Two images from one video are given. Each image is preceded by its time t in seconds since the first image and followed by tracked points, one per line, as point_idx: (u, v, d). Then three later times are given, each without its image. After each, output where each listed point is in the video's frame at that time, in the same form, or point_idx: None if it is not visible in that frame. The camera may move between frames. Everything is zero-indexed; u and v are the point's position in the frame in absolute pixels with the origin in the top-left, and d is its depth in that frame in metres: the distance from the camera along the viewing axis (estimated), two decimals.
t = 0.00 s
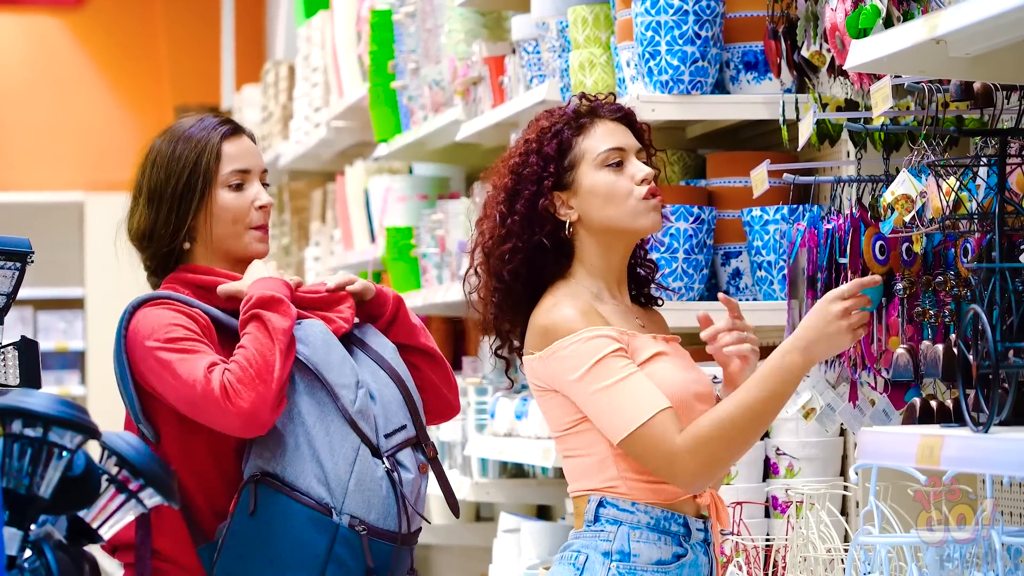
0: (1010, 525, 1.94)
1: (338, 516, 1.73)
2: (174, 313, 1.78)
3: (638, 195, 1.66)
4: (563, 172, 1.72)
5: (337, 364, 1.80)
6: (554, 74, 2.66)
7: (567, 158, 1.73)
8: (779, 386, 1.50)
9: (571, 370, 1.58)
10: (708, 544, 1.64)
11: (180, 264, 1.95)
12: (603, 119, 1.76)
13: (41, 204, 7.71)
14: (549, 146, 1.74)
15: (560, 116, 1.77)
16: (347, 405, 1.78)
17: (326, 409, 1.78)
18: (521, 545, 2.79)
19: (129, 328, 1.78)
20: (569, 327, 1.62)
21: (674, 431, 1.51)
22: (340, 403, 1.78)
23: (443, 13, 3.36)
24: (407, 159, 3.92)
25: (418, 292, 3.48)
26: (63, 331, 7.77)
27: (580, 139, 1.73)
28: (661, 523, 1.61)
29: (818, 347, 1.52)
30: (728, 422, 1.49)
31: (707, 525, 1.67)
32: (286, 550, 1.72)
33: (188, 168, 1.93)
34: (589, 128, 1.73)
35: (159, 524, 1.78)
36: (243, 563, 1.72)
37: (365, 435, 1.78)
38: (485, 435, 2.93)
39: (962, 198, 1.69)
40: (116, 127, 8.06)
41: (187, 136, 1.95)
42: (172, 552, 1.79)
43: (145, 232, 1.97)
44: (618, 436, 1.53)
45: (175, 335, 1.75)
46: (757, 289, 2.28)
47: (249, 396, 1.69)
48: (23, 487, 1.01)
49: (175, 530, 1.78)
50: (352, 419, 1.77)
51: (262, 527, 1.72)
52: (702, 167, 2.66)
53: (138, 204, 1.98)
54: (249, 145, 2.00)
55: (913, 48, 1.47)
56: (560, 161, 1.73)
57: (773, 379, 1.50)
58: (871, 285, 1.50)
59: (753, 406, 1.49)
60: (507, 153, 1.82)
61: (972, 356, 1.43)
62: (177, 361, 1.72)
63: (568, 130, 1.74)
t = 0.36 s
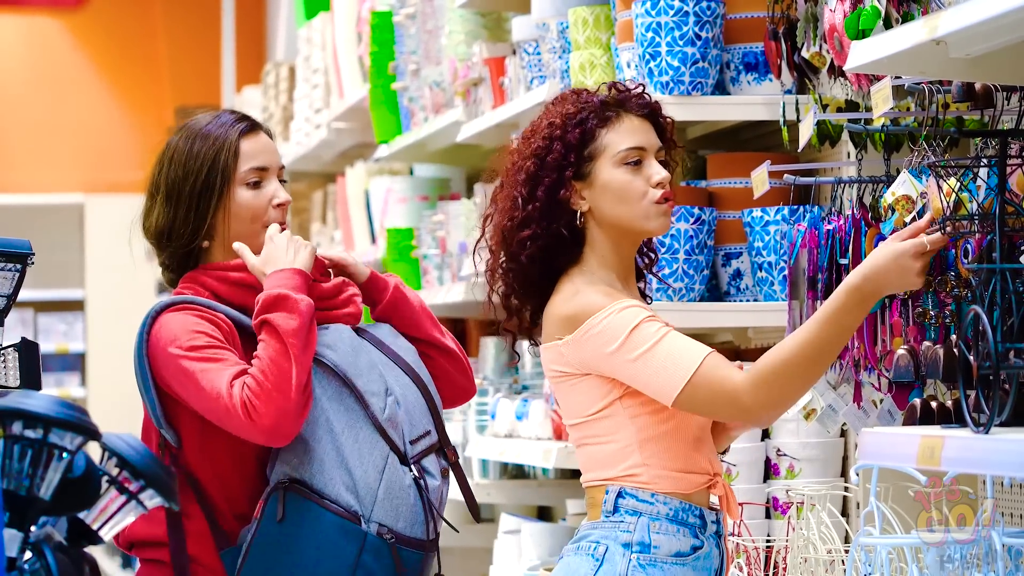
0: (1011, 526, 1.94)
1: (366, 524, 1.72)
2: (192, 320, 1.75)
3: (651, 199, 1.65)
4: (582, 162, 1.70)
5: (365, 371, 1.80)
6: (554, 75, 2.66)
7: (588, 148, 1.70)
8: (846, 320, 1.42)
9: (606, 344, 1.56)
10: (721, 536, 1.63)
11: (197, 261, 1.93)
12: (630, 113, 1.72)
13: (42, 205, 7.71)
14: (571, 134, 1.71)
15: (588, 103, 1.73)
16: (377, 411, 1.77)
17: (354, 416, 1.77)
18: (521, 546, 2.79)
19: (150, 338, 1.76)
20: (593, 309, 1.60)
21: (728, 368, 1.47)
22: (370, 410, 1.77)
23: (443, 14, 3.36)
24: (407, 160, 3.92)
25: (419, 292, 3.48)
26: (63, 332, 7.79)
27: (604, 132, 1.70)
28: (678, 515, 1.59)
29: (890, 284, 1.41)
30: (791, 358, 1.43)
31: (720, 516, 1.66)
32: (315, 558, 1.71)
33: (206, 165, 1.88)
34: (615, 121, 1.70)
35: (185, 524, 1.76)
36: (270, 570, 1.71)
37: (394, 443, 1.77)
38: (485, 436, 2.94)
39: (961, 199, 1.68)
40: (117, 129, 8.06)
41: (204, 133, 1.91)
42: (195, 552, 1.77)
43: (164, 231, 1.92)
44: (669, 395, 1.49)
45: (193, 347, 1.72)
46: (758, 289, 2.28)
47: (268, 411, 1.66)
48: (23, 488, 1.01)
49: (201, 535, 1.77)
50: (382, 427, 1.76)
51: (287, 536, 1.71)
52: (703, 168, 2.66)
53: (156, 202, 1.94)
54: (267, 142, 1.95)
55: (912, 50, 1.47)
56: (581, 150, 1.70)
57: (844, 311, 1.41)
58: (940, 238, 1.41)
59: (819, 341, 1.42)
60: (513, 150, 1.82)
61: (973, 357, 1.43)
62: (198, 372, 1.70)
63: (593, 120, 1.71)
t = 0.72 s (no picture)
0: (1012, 525, 1.94)
1: (385, 534, 1.71)
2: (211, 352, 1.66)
3: (651, 204, 1.65)
4: (590, 158, 1.70)
5: (387, 381, 1.78)
6: (555, 75, 2.66)
7: (596, 145, 1.70)
8: (852, 327, 1.42)
9: (611, 345, 1.56)
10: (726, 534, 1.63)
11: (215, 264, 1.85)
12: (643, 116, 1.72)
13: (42, 205, 7.70)
14: (582, 129, 1.70)
15: (604, 102, 1.73)
16: (397, 421, 1.75)
17: (373, 424, 1.75)
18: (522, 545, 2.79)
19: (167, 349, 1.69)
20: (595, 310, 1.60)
21: (732, 372, 1.48)
22: (390, 420, 1.75)
23: (444, 13, 3.36)
24: (407, 159, 3.92)
25: (420, 292, 3.49)
26: (64, 332, 7.83)
27: (616, 130, 1.69)
28: (684, 515, 1.59)
29: (892, 288, 1.43)
30: (798, 364, 1.43)
31: (724, 514, 1.66)
32: (335, 568, 1.70)
33: (224, 165, 1.80)
34: (630, 122, 1.70)
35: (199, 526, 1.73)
36: None
37: (413, 452, 1.75)
38: (486, 435, 2.94)
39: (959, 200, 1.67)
40: (117, 129, 8.06)
41: (223, 131, 1.83)
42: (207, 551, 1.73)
43: (182, 231, 1.84)
44: (672, 399, 1.49)
45: (206, 384, 1.64)
46: (758, 289, 2.28)
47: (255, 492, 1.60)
48: (24, 488, 1.01)
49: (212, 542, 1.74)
50: (401, 437, 1.75)
51: (307, 544, 1.69)
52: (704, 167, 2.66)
53: (175, 201, 1.86)
54: (287, 142, 1.86)
55: (914, 49, 1.47)
56: (589, 146, 1.70)
57: (849, 318, 1.42)
58: (933, 232, 1.45)
59: (825, 348, 1.42)
60: (516, 149, 1.82)
61: (974, 357, 1.43)
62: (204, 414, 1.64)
63: (606, 118, 1.70)
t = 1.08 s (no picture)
0: (1009, 525, 1.94)
1: (394, 537, 1.69)
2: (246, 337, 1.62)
3: (642, 205, 1.65)
4: (585, 157, 1.70)
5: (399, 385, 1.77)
6: (552, 74, 2.66)
7: (592, 145, 1.70)
8: (832, 333, 1.42)
9: (599, 350, 1.56)
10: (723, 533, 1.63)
11: (222, 265, 1.83)
12: (640, 119, 1.72)
13: (40, 205, 7.69)
14: (579, 128, 1.71)
15: (602, 102, 1.73)
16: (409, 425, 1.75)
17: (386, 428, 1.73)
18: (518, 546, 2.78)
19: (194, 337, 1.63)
20: (590, 310, 1.59)
21: (716, 377, 1.48)
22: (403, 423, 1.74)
23: (441, 13, 3.36)
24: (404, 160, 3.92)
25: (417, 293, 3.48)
26: (61, 332, 7.80)
27: (612, 131, 1.69)
28: (680, 515, 1.59)
29: (872, 292, 1.43)
30: (781, 369, 1.42)
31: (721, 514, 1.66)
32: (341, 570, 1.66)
33: (233, 168, 1.79)
34: (628, 123, 1.70)
35: (205, 526, 1.71)
36: None
37: (423, 456, 1.75)
38: (483, 436, 2.94)
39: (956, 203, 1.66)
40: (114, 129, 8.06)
41: (233, 133, 1.81)
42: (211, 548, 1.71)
43: (190, 233, 1.83)
44: (659, 404, 1.50)
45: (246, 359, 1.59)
46: (755, 289, 2.28)
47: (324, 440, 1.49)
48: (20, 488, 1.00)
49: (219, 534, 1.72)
50: (414, 442, 1.74)
51: (315, 546, 1.66)
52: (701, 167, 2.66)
53: (182, 203, 1.84)
54: (297, 142, 1.85)
55: (911, 48, 1.47)
56: (585, 145, 1.70)
57: (827, 326, 1.42)
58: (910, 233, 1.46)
59: (803, 355, 1.42)
60: (513, 148, 1.83)
61: (970, 357, 1.43)
62: (248, 384, 1.56)
63: (604, 118, 1.70)
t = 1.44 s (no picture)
0: (1002, 524, 1.94)
1: (386, 538, 1.68)
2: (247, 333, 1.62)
3: (633, 203, 1.65)
4: (575, 157, 1.70)
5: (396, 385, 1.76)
6: (546, 74, 2.67)
7: (582, 144, 1.70)
8: (825, 331, 1.43)
9: (592, 349, 1.56)
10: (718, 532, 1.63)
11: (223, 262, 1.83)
12: (629, 117, 1.72)
13: (34, 205, 7.68)
14: (568, 128, 1.70)
15: (590, 102, 1.73)
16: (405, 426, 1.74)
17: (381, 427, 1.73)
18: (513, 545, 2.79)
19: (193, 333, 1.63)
20: (583, 309, 1.59)
21: (710, 376, 1.48)
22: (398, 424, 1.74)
23: (434, 13, 3.36)
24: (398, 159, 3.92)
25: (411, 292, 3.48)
26: (55, 332, 7.80)
27: (602, 130, 1.69)
28: (675, 514, 1.59)
29: (866, 289, 1.44)
30: (773, 368, 1.43)
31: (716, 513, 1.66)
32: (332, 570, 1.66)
33: (235, 166, 1.79)
34: (616, 123, 1.70)
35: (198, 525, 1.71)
36: None
37: (418, 458, 1.74)
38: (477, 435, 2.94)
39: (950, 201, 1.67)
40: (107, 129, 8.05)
41: (235, 131, 1.81)
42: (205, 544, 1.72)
43: (191, 230, 1.83)
44: (653, 403, 1.50)
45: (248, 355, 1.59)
46: (749, 288, 2.28)
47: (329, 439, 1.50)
48: (13, 488, 1.00)
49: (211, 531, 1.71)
50: (409, 443, 1.73)
51: (306, 545, 1.65)
52: (695, 165, 2.66)
53: (184, 200, 1.84)
54: (299, 142, 1.85)
55: (904, 48, 1.47)
56: (575, 145, 1.70)
57: (820, 325, 1.42)
58: (902, 231, 1.47)
59: (797, 354, 1.42)
60: (504, 147, 1.82)
61: (963, 356, 1.43)
62: (251, 380, 1.56)
63: (593, 117, 1.71)
